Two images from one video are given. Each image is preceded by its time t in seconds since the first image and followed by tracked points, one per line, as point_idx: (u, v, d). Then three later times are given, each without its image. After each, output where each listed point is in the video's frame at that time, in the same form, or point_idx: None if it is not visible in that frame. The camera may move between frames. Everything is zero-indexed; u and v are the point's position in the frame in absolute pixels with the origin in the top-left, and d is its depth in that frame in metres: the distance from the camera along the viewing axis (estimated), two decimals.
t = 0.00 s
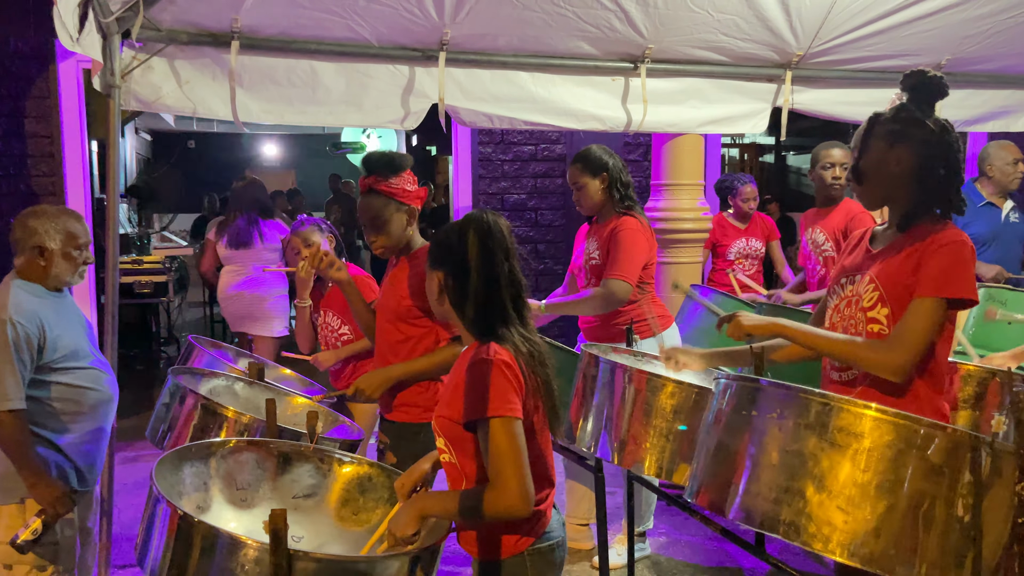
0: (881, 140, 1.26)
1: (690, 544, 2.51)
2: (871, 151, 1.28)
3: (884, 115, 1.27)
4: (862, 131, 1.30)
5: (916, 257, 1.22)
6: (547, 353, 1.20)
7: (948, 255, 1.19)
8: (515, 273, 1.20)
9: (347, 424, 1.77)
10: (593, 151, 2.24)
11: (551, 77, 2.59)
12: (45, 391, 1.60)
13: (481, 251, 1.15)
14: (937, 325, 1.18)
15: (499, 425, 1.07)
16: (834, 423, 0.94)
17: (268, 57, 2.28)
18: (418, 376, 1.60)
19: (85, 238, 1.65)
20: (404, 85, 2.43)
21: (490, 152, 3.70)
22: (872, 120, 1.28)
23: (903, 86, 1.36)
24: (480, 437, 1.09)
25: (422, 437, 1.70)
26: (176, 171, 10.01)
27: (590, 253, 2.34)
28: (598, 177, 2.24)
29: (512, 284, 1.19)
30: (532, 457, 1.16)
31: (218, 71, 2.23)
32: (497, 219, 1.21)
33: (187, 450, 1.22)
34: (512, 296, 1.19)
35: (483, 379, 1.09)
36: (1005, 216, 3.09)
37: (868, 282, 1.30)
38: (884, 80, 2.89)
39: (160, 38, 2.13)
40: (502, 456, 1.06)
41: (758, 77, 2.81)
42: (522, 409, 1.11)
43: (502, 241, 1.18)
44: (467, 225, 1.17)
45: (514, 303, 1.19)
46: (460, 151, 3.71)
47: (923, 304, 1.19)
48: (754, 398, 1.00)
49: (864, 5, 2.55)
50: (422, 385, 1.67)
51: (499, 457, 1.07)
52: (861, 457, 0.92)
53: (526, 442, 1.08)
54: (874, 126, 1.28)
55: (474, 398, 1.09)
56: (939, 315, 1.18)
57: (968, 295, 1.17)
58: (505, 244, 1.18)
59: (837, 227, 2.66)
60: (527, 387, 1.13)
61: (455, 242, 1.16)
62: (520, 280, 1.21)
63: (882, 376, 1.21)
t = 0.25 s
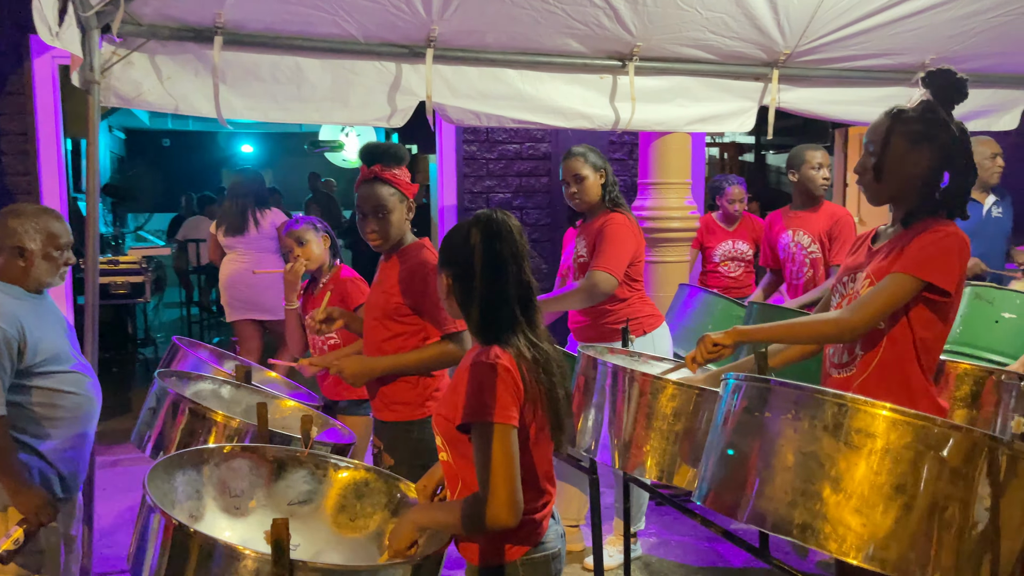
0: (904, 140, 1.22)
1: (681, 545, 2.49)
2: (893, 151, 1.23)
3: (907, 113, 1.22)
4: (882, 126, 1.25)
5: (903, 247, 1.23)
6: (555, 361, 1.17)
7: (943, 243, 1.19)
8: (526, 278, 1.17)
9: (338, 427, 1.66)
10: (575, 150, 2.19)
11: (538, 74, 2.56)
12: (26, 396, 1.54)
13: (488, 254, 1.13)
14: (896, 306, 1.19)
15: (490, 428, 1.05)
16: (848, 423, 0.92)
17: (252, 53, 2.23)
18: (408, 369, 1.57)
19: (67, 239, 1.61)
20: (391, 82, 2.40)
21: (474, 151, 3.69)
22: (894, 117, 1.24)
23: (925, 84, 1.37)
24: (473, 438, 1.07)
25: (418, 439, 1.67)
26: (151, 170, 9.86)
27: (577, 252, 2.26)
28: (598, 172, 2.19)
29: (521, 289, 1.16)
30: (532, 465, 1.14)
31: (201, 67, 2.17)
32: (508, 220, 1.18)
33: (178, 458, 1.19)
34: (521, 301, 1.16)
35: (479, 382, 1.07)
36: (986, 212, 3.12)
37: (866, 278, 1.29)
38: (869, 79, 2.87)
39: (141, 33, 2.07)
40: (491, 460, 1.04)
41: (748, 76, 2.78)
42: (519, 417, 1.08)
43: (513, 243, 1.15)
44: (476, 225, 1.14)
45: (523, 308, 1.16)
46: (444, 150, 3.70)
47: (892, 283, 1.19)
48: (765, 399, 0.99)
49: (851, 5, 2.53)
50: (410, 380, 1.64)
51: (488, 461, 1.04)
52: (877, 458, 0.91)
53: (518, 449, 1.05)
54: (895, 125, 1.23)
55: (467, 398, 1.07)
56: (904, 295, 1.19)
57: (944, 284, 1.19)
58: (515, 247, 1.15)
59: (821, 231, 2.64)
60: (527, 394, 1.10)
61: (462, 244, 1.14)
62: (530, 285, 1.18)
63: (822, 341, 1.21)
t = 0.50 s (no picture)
0: (903, 139, 1.22)
1: (663, 546, 2.49)
2: (891, 148, 1.23)
3: (908, 112, 1.21)
4: (881, 124, 1.24)
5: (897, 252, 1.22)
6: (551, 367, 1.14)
7: (933, 248, 1.18)
8: (524, 282, 1.14)
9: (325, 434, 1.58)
10: (562, 150, 2.16)
11: (519, 73, 2.52)
12: None
13: (483, 256, 1.10)
14: (887, 312, 1.18)
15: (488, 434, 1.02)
16: (851, 428, 0.91)
17: (227, 50, 2.16)
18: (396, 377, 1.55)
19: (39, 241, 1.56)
20: (369, 80, 2.32)
21: (451, 150, 3.68)
22: (893, 115, 1.23)
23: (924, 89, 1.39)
24: (470, 444, 1.05)
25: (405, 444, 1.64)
26: (116, 169, 9.66)
27: (560, 250, 2.24)
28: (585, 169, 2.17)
29: (518, 293, 1.13)
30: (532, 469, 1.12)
31: (174, 63, 2.09)
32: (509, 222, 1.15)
33: (161, 468, 1.15)
34: (518, 306, 1.13)
35: (472, 388, 1.05)
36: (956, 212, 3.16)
37: (858, 282, 1.28)
38: (845, 80, 2.87)
39: (112, 28, 1.99)
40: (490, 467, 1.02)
41: (728, 76, 2.76)
42: (517, 420, 1.07)
43: (511, 246, 1.12)
44: (475, 226, 1.12)
45: (520, 313, 1.14)
46: (422, 151, 3.68)
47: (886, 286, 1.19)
48: (767, 404, 0.98)
49: (831, 6, 2.52)
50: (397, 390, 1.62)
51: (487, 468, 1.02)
52: (881, 463, 0.90)
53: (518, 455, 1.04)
54: (895, 124, 1.22)
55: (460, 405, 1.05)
56: (896, 300, 1.18)
57: (933, 290, 1.18)
58: (513, 249, 1.12)
59: (802, 228, 2.66)
60: (525, 398, 1.09)
61: (458, 245, 1.12)
62: (528, 289, 1.15)
63: (815, 349, 1.21)
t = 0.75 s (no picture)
0: (889, 144, 1.23)
1: (641, 547, 2.49)
2: (878, 153, 1.23)
3: (896, 117, 1.22)
4: (869, 128, 1.24)
5: (881, 257, 1.23)
6: (530, 375, 1.11)
7: (913, 253, 1.19)
8: (498, 288, 1.12)
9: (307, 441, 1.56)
10: (543, 151, 2.15)
11: (495, 74, 2.47)
12: None
13: (453, 264, 1.12)
14: (881, 314, 1.19)
15: (468, 441, 1.02)
16: (842, 437, 0.94)
17: (198, 48, 2.09)
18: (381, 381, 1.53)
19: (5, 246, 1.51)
20: (344, 80, 2.27)
21: (425, 150, 3.66)
22: (880, 120, 1.23)
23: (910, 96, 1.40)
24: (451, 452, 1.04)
25: (385, 450, 1.62)
26: (79, 165, 9.46)
27: (538, 252, 2.22)
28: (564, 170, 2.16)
29: (490, 299, 1.11)
30: (518, 478, 1.10)
31: (143, 61, 2.02)
32: (490, 230, 1.14)
33: (137, 481, 1.11)
34: (493, 312, 1.11)
35: (451, 395, 1.04)
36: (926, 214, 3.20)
37: (842, 289, 1.29)
38: (818, 81, 2.86)
39: (80, 25, 1.92)
40: (474, 476, 1.01)
41: (699, 77, 2.73)
42: (495, 428, 1.05)
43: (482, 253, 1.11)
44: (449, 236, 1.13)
45: (494, 320, 1.11)
46: (396, 151, 3.65)
47: (873, 293, 1.20)
48: (757, 415, 1.00)
49: (806, 7, 2.52)
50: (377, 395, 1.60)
51: (470, 476, 1.01)
52: (871, 471, 0.92)
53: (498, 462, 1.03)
54: (883, 128, 1.23)
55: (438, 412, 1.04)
56: (883, 309, 1.19)
57: (921, 296, 1.19)
58: (486, 256, 1.11)
59: (775, 228, 2.67)
60: (504, 405, 1.07)
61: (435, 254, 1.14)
62: (504, 295, 1.12)
63: (803, 357, 1.23)
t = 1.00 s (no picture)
0: (879, 153, 1.23)
1: (618, 549, 2.49)
2: (868, 163, 1.24)
3: (882, 126, 1.23)
4: (857, 136, 1.24)
5: (863, 263, 1.23)
6: (504, 385, 1.09)
7: (894, 260, 1.20)
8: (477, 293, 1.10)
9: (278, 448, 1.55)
10: (521, 153, 2.13)
11: (471, 75, 2.44)
12: None
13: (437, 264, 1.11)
14: (860, 322, 1.20)
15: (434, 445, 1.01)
16: (826, 447, 0.97)
17: (169, 47, 2.04)
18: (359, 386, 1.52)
19: None
20: (318, 80, 2.23)
21: (399, 150, 3.66)
22: (868, 128, 1.24)
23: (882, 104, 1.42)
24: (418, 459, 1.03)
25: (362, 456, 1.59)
26: (41, 163, 9.25)
27: (515, 255, 2.21)
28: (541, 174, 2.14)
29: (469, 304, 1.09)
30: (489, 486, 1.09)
31: (111, 60, 1.96)
32: (476, 233, 1.13)
33: (109, 494, 1.08)
34: (471, 318, 1.09)
35: (419, 400, 1.04)
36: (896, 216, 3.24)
37: (822, 296, 1.29)
38: (791, 84, 2.87)
39: (45, 23, 1.86)
40: (442, 483, 1.00)
41: (675, 80, 2.73)
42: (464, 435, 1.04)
43: (464, 255, 1.09)
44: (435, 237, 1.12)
45: (471, 326, 1.09)
46: (370, 151, 3.62)
47: (855, 299, 1.20)
48: (740, 425, 1.04)
49: (782, 10, 2.51)
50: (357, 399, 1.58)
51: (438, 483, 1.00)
52: (855, 480, 0.95)
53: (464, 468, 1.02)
54: (871, 137, 1.23)
55: (406, 417, 1.03)
56: (863, 318, 1.20)
57: (898, 304, 1.20)
58: (468, 259, 1.09)
59: (749, 231, 2.68)
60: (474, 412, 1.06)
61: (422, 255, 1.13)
62: (484, 301, 1.10)
63: (785, 364, 1.24)
